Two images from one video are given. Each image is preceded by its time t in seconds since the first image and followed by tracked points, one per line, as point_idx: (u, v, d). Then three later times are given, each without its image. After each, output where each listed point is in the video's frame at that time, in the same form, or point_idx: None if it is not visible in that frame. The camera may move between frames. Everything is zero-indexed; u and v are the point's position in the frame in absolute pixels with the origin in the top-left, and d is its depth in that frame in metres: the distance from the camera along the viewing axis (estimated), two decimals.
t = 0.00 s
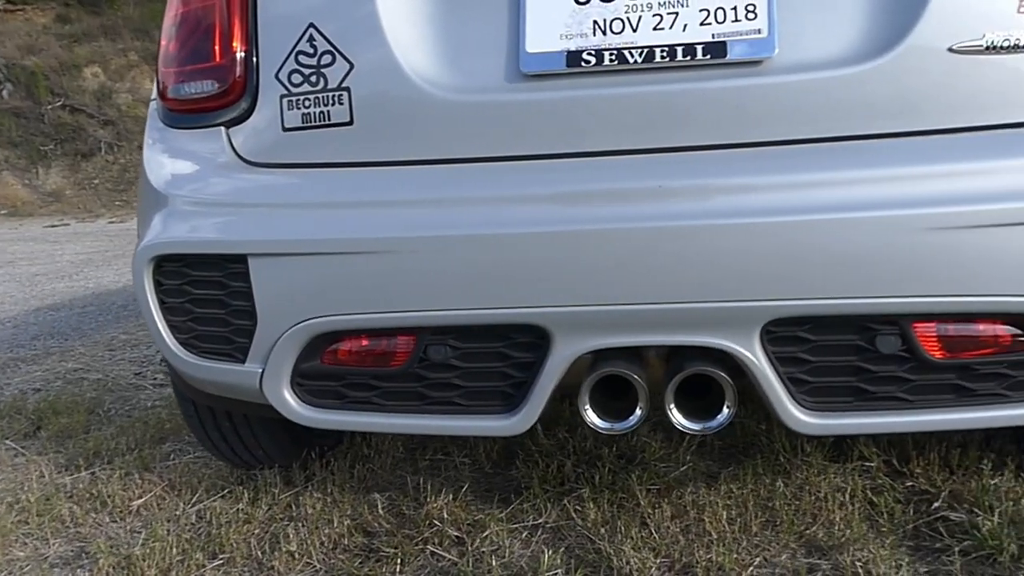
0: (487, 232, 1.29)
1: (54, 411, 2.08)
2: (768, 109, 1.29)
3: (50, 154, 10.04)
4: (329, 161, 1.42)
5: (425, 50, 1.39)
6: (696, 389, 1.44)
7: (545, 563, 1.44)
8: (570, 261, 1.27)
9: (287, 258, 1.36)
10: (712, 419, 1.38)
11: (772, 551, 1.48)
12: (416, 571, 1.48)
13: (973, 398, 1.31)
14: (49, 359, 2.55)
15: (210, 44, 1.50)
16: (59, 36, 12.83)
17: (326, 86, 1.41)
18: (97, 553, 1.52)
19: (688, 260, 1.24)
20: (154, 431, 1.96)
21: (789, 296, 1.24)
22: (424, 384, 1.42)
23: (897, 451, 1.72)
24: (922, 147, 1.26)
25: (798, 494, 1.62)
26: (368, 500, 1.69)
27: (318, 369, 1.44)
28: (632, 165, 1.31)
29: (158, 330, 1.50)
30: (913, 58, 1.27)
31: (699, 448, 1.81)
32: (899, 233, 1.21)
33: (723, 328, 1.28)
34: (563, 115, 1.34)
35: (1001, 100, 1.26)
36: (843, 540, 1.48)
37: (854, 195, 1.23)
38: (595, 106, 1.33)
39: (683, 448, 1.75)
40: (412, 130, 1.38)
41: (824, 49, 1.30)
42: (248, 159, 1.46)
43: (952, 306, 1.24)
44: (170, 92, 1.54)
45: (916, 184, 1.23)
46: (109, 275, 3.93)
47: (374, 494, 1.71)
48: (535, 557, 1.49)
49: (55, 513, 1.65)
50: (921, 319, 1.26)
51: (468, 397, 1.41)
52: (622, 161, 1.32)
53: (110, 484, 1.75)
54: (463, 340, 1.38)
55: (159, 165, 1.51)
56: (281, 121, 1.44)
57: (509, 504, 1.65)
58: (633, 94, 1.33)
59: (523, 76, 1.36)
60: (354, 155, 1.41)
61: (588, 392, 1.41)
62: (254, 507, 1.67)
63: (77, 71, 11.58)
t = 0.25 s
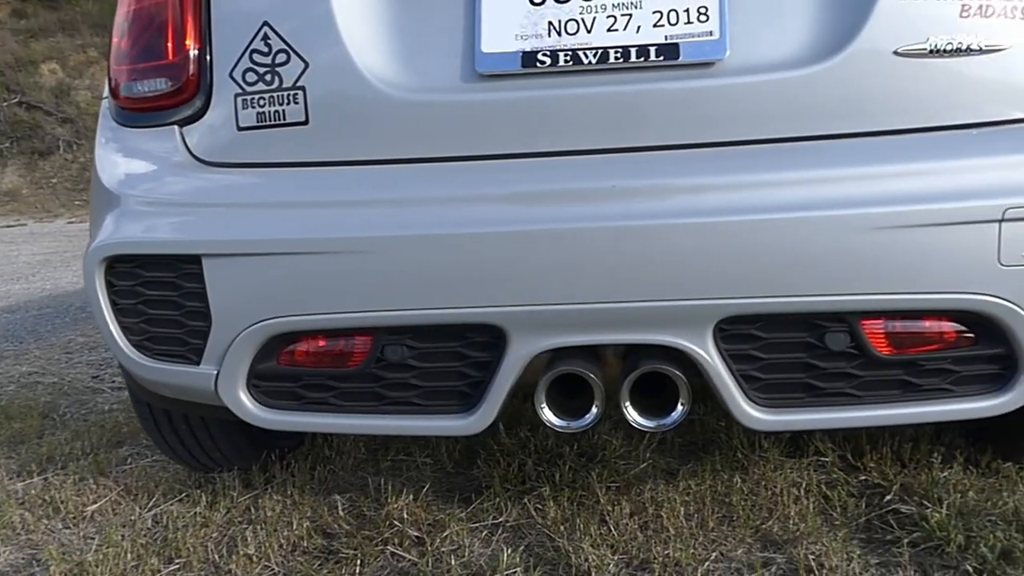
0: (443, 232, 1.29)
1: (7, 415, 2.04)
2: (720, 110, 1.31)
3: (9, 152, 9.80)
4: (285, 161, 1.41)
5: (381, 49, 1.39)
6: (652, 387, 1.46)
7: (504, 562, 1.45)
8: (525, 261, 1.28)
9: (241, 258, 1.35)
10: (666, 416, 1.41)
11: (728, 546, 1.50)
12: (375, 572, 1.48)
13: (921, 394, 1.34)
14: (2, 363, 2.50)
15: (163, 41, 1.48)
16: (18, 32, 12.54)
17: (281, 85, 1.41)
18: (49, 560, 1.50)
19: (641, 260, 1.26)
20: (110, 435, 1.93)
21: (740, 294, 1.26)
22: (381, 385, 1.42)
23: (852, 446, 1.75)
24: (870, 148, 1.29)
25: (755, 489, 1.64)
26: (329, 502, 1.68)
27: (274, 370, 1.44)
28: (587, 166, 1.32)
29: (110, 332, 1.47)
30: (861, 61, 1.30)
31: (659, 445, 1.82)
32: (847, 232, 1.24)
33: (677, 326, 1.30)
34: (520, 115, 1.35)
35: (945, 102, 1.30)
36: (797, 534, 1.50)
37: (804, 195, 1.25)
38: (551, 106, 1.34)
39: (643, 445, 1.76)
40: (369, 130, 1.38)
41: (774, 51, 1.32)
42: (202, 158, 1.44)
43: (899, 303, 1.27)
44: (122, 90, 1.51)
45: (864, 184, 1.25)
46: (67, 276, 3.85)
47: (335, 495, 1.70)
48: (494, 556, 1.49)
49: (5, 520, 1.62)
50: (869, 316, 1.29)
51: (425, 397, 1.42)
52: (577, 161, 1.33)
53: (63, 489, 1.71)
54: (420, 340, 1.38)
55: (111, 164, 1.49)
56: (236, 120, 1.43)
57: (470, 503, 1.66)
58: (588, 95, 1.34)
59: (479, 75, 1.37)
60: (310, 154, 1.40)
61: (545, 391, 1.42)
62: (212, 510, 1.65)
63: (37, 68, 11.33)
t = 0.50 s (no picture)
0: (398, 236, 1.29)
1: None
2: (673, 114, 1.33)
3: None
4: (241, 164, 1.40)
5: (338, 52, 1.39)
6: (610, 388, 1.47)
7: (464, 564, 1.45)
8: (481, 264, 1.28)
9: (195, 262, 1.33)
10: (622, 417, 1.42)
11: (687, 544, 1.52)
12: None
13: (871, 392, 1.36)
14: None
15: (115, 42, 1.46)
16: None
17: (237, 87, 1.40)
18: None
19: (595, 262, 1.27)
20: (66, 442, 1.90)
21: (694, 296, 1.28)
22: (338, 388, 1.42)
23: (809, 444, 1.77)
24: (821, 151, 1.31)
25: (714, 488, 1.66)
26: (290, 507, 1.67)
27: (231, 375, 1.43)
28: (543, 169, 1.33)
29: (62, 337, 1.45)
30: (810, 65, 1.32)
31: (622, 446, 1.84)
32: (797, 233, 1.26)
33: (632, 328, 1.31)
34: (477, 119, 1.36)
35: (892, 106, 1.32)
36: (754, 532, 1.52)
37: (756, 197, 1.27)
38: (508, 110, 1.35)
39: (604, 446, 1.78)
40: (326, 133, 1.38)
41: (727, 56, 1.34)
42: (156, 161, 1.43)
43: (848, 303, 1.29)
44: (74, 91, 1.49)
45: (815, 186, 1.27)
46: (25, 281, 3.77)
47: (296, 500, 1.69)
48: (455, 558, 1.50)
49: None
50: (820, 317, 1.31)
51: (383, 401, 1.42)
52: (534, 164, 1.34)
53: (16, 499, 1.68)
54: (378, 344, 1.38)
55: (63, 167, 1.47)
56: (191, 123, 1.42)
57: (433, 506, 1.66)
58: (544, 99, 1.35)
59: (435, 79, 1.38)
60: (267, 157, 1.40)
61: (503, 393, 1.43)
62: (170, 518, 1.63)
63: None
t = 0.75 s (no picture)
0: (345, 240, 1.29)
1: None
2: (620, 120, 1.35)
3: None
4: (187, 168, 1.38)
5: (284, 56, 1.38)
6: (560, 390, 1.48)
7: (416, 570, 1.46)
8: (430, 269, 1.29)
9: (138, 268, 1.31)
10: (571, 420, 1.44)
11: (638, 545, 1.54)
12: None
13: (814, 392, 1.40)
14: None
15: (56, 44, 1.43)
16: None
17: (181, 91, 1.38)
18: None
19: (543, 267, 1.28)
20: (10, 453, 1.85)
21: (640, 299, 1.30)
22: (287, 395, 1.41)
23: (760, 444, 1.79)
24: (765, 156, 1.33)
25: (667, 489, 1.68)
26: (241, 515, 1.65)
27: (176, 382, 1.41)
28: (491, 173, 1.34)
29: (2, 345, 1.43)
30: (753, 73, 1.35)
31: (577, 448, 1.85)
32: (740, 237, 1.28)
33: (579, 331, 1.33)
34: (425, 123, 1.36)
35: (832, 113, 1.36)
36: (704, 532, 1.55)
37: (699, 202, 1.29)
38: (456, 115, 1.36)
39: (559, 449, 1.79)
40: (273, 137, 1.37)
41: (672, 63, 1.36)
42: (100, 165, 1.40)
43: (790, 306, 1.32)
44: (14, 93, 1.46)
45: (758, 191, 1.29)
46: None
47: (247, 508, 1.67)
48: (407, 563, 1.50)
49: None
50: (764, 319, 1.34)
51: (333, 406, 1.42)
52: (482, 169, 1.35)
53: None
54: (327, 349, 1.38)
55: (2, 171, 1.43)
56: (134, 126, 1.40)
57: (386, 512, 1.65)
58: (493, 104, 1.36)
59: (384, 84, 1.38)
60: (213, 161, 1.38)
61: (452, 397, 1.44)
62: (117, 528, 1.60)
63: None
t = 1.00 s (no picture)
0: (296, 244, 1.28)
1: None
2: (571, 123, 1.37)
3: None
4: (135, 170, 1.37)
5: (235, 58, 1.37)
6: (515, 392, 1.48)
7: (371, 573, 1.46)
8: (381, 272, 1.29)
9: (84, 272, 1.29)
10: (524, 421, 1.45)
11: (594, 545, 1.55)
12: None
13: (763, 392, 1.42)
14: None
15: None
16: None
17: (129, 92, 1.36)
18: None
19: (495, 269, 1.29)
20: None
21: (591, 301, 1.31)
22: (238, 399, 1.40)
23: (716, 444, 1.81)
24: (714, 159, 1.35)
25: (624, 489, 1.70)
26: (195, 522, 1.62)
27: (125, 388, 1.39)
28: (444, 176, 1.34)
29: None
30: (702, 78, 1.37)
31: (536, 450, 1.86)
32: (689, 240, 1.30)
33: (532, 333, 1.34)
34: (378, 126, 1.37)
35: (779, 117, 1.38)
36: (659, 531, 1.57)
37: (649, 205, 1.30)
38: (408, 118, 1.37)
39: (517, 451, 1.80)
40: (223, 139, 1.36)
41: (623, 67, 1.38)
42: (44, 167, 1.38)
43: (740, 307, 1.34)
44: None
45: (706, 193, 1.31)
46: None
47: (201, 514, 1.64)
48: (363, 567, 1.50)
49: None
50: (714, 320, 1.36)
51: (286, 411, 1.41)
52: (435, 172, 1.36)
53: None
54: (279, 353, 1.37)
55: None
56: (80, 128, 1.37)
57: (343, 516, 1.64)
58: (446, 107, 1.37)
59: (336, 86, 1.37)
60: (161, 163, 1.37)
61: (407, 400, 1.44)
62: (65, 538, 1.57)
63: None
